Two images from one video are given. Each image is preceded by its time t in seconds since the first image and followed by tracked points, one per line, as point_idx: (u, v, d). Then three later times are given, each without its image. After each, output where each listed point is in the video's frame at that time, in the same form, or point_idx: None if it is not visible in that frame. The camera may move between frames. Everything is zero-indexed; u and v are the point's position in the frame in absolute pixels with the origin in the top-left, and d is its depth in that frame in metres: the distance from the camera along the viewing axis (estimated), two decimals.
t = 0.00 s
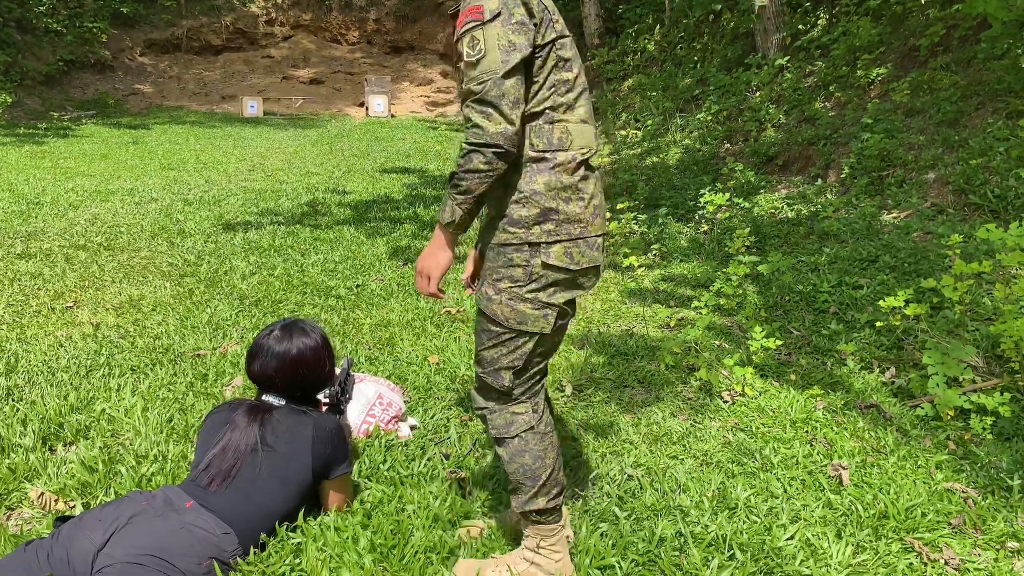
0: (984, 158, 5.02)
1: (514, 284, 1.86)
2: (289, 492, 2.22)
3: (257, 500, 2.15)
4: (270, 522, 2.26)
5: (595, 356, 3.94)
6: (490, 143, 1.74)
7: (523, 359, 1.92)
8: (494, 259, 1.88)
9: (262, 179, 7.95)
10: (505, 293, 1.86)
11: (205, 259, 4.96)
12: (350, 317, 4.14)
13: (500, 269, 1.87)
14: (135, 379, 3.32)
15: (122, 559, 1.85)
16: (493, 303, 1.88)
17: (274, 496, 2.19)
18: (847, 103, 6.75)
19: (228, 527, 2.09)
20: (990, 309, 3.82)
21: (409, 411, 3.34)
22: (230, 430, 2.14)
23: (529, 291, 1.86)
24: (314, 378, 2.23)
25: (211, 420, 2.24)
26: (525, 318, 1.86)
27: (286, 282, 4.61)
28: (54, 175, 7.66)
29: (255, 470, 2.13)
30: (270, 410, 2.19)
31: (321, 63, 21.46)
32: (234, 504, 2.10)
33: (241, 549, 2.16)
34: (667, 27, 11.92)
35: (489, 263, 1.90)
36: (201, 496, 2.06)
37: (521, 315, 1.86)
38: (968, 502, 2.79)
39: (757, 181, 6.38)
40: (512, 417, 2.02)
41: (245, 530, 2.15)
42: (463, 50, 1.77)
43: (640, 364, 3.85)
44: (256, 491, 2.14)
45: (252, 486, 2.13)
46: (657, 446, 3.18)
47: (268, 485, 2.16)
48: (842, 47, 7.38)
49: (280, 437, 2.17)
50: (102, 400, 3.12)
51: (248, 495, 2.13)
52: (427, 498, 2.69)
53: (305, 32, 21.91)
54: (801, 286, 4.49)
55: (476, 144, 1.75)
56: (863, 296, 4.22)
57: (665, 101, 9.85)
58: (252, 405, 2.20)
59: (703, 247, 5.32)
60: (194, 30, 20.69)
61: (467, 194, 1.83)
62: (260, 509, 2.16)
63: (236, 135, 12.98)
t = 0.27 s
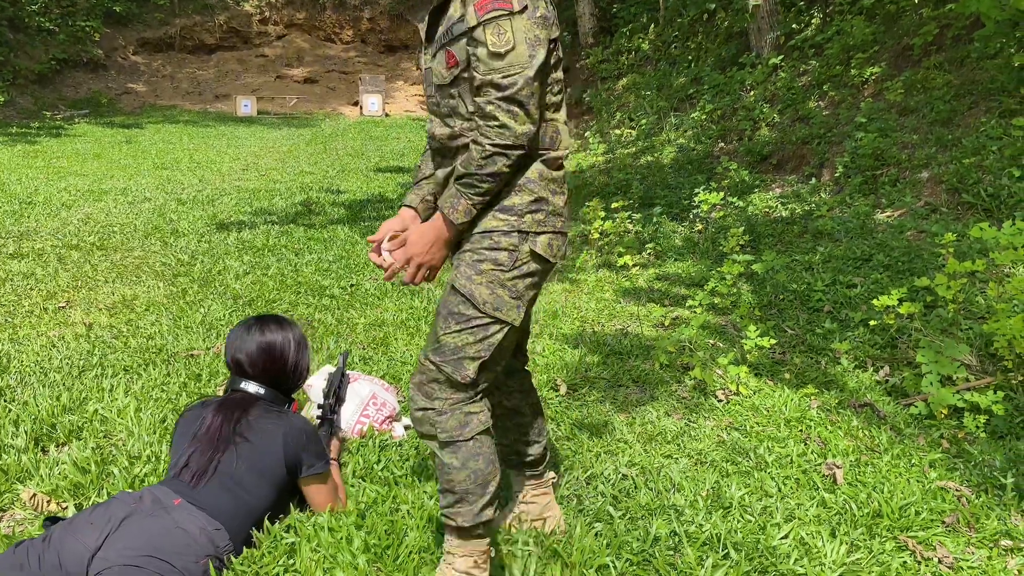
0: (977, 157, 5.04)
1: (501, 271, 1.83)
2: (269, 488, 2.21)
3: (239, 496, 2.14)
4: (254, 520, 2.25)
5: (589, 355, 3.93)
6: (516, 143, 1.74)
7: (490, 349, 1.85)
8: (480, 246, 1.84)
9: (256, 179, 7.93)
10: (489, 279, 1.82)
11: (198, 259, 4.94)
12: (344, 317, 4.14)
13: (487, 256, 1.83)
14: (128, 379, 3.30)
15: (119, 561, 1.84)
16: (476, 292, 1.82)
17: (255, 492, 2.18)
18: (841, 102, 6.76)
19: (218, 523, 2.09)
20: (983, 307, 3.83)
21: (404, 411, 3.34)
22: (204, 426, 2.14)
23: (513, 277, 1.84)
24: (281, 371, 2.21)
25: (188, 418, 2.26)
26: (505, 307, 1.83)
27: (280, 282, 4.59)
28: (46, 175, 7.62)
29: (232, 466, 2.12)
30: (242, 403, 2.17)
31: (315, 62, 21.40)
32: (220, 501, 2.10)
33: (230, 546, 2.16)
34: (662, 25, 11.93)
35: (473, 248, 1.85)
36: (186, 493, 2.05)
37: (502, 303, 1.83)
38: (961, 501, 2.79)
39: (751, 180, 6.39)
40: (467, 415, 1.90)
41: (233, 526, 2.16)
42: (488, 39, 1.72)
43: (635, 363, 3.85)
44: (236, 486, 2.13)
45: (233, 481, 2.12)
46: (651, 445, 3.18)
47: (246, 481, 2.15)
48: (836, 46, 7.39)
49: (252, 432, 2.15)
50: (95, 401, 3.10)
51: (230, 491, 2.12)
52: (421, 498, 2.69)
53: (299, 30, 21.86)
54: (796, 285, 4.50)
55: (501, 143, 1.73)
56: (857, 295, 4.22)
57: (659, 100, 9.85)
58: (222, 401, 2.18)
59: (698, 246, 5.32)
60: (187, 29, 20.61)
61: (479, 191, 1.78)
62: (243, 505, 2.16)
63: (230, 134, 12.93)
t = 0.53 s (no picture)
0: (972, 156, 5.05)
1: (464, 315, 1.69)
2: (254, 483, 2.18)
3: (227, 491, 2.11)
4: (245, 514, 2.24)
5: (586, 354, 3.93)
6: (480, 173, 1.58)
7: (462, 402, 1.72)
8: (438, 287, 1.70)
9: (252, 178, 7.90)
10: (453, 323, 1.68)
11: (194, 258, 4.92)
12: (341, 316, 4.13)
13: (447, 299, 1.69)
14: (124, 378, 3.29)
15: (114, 558, 1.82)
16: (438, 342, 1.67)
17: (242, 486, 2.15)
18: (837, 101, 6.78)
19: (208, 517, 2.07)
20: (979, 305, 3.84)
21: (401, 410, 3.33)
22: (180, 426, 2.14)
23: (478, 318, 1.71)
24: (251, 366, 2.21)
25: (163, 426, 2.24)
26: (472, 352, 1.70)
27: (276, 280, 4.58)
28: (41, 174, 7.59)
29: (213, 463, 2.09)
30: (212, 401, 2.17)
31: (311, 61, 21.36)
32: (209, 497, 2.08)
33: (223, 539, 2.14)
34: (658, 25, 11.94)
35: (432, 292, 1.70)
36: (173, 491, 2.04)
37: (468, 348, 1.70)
38: (958, 499, 2.80)
39: (748, 179, 6.40)
40: (440, 477, 1.73)
41: (225, 519, 2.13)
42: (458, 57, 1.51)
43: (632, 362, 3.85)
44: (221, 482, 2.10)
45: (217, 477, 2.09)
46: (648, 443, 3.18)
47: (230, 477, 2.12)
48: (832, 46, 7.40)
49: (226, 428, 2.13)
50: (91, 400, 3.09)
51: (216, 487, 2.09)
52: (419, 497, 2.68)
53: (295, 30, 21.87)
54: (792, 284, 4.50)
55: (465, 173, 1.56)
56: (853, 293, 4.23)
57: (656, 100, 9.86)
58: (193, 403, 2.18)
59: (694, 245, 5.32)
60: (183, 28, 20.55)
61: (432, 224, 1.60)
62: (232, 500, 2.13)
63: (226, 134, 12.90)
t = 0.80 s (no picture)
0: (971, 155, 5.05)
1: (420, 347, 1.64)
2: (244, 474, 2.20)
3: (219, 485, 2.14)
4: (240, 507, 2.27)
5: (585, 353, 3.92)
6: (432, 154, 1.42)
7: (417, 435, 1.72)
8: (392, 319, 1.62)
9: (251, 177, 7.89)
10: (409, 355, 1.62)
11: (194, 257, 4.91)
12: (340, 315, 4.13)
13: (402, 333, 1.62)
14: (123, 377, 3.28)
15: (108, 556, 1.83)
16: (392, 379, 1.61)
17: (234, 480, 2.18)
18: (836, 100, 6.79)
19: (201, 511, 2.09)
20: (978, 304, 3.85)
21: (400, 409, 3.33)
22: (168, 426, 2.20)
23: (431, 347, 1.67)
24: (231, 360, 2.34)
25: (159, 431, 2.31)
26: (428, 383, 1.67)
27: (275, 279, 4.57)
28: (40, 173, 7.57)
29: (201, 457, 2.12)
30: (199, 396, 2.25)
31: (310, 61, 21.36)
32: (201, 493, 2.11)
33: (218, 533, 2.16)
34: (657, 24, 11.94)
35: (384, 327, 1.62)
36: (165, 488, 2.07)
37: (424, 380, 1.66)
38: (957, 497, 2.80)
39: (746, 178, 6.40)
40: (402, 511, 1.76)
41: (219, 513, 2.16)
42: (398, 15, 1.39)
43: (631, 361, 3.84)
44: (212, 476, 2.13)
45: (207, 472, 2.12)
46: (648, 442, 3.18)
47: (220, 471, 2.14)
48: (830, 45, 7.40)
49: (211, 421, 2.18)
50: (90, 399, 3.08)
51: (207, 482, 2.12)
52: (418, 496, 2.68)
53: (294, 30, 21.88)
54: (791, 283, 4.50)
55: (415, 154, 1.40)
56: (852, 292, 4.23)
57: (655, 99, 9.86)
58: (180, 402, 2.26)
59: (693, 244, 5.32)
60: (181, 28, 20.53)
61: (381, 220, 1.41)
62: (225, 494, 2.16)
63: (224, 134, 12.88)
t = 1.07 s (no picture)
0: (973, 154, 5.05)
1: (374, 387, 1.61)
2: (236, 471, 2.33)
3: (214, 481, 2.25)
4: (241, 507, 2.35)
5: (586, 352, 3.92)
6: (395, 151, 1.38)
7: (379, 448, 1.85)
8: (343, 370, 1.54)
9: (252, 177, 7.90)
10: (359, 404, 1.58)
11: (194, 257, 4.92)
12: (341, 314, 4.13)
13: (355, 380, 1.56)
14: (124, 377, 3.29)
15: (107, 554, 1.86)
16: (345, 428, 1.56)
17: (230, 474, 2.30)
18: (837, 100, 6.79)
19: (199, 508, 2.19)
20: (980, 304, 3.84)
21: (402, 408, 3.33)
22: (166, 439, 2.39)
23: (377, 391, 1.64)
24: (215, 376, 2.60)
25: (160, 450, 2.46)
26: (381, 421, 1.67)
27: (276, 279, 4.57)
28: (41, 173, 7.58)
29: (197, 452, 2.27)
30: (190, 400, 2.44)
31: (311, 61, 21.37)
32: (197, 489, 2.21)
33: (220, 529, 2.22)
34: (658, 24, 11.94)
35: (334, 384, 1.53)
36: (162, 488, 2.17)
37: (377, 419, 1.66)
38: (958, 496, 2.80)
39: (748, 178, 6.40)
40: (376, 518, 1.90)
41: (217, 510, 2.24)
42: (308, 9, 1.31)
43: (632, 360, 3.84)
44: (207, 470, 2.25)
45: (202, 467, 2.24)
46: (649, 441, 3.18)
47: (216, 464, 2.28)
48: (832, 44, 7.40)
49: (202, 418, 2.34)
50: (92, 398, 3.09)
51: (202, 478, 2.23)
52: (419, 495, 2.69)
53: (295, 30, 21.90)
54: (792, 282, 4.50)
55: (381, 157, 1.35)
56: (853, 291, 4.23)
57: (656, 99, 9.86)
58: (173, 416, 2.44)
59: (695, 243, 5.32)
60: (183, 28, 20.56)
61: (381, 242, 1.36)
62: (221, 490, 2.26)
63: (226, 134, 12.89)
